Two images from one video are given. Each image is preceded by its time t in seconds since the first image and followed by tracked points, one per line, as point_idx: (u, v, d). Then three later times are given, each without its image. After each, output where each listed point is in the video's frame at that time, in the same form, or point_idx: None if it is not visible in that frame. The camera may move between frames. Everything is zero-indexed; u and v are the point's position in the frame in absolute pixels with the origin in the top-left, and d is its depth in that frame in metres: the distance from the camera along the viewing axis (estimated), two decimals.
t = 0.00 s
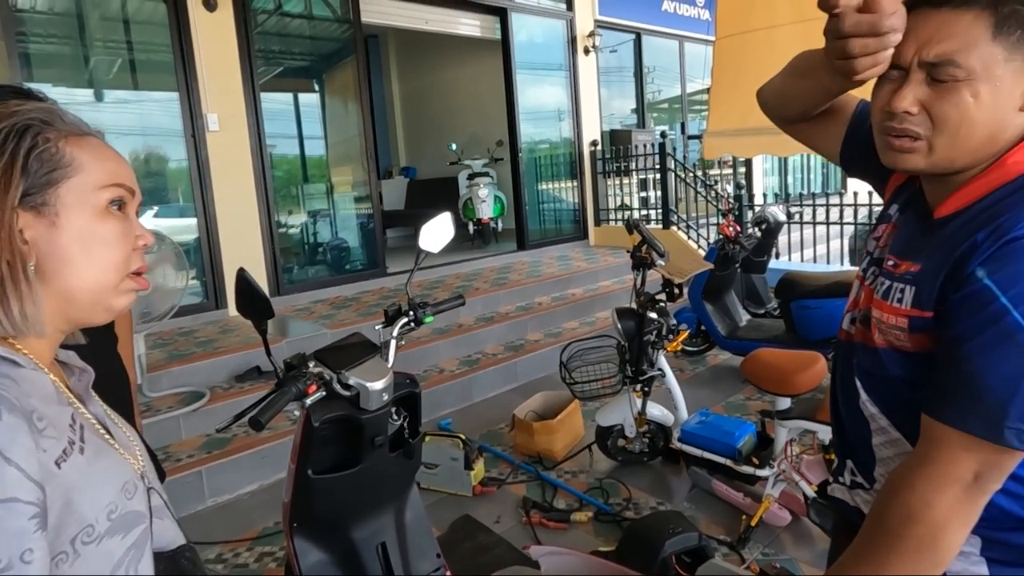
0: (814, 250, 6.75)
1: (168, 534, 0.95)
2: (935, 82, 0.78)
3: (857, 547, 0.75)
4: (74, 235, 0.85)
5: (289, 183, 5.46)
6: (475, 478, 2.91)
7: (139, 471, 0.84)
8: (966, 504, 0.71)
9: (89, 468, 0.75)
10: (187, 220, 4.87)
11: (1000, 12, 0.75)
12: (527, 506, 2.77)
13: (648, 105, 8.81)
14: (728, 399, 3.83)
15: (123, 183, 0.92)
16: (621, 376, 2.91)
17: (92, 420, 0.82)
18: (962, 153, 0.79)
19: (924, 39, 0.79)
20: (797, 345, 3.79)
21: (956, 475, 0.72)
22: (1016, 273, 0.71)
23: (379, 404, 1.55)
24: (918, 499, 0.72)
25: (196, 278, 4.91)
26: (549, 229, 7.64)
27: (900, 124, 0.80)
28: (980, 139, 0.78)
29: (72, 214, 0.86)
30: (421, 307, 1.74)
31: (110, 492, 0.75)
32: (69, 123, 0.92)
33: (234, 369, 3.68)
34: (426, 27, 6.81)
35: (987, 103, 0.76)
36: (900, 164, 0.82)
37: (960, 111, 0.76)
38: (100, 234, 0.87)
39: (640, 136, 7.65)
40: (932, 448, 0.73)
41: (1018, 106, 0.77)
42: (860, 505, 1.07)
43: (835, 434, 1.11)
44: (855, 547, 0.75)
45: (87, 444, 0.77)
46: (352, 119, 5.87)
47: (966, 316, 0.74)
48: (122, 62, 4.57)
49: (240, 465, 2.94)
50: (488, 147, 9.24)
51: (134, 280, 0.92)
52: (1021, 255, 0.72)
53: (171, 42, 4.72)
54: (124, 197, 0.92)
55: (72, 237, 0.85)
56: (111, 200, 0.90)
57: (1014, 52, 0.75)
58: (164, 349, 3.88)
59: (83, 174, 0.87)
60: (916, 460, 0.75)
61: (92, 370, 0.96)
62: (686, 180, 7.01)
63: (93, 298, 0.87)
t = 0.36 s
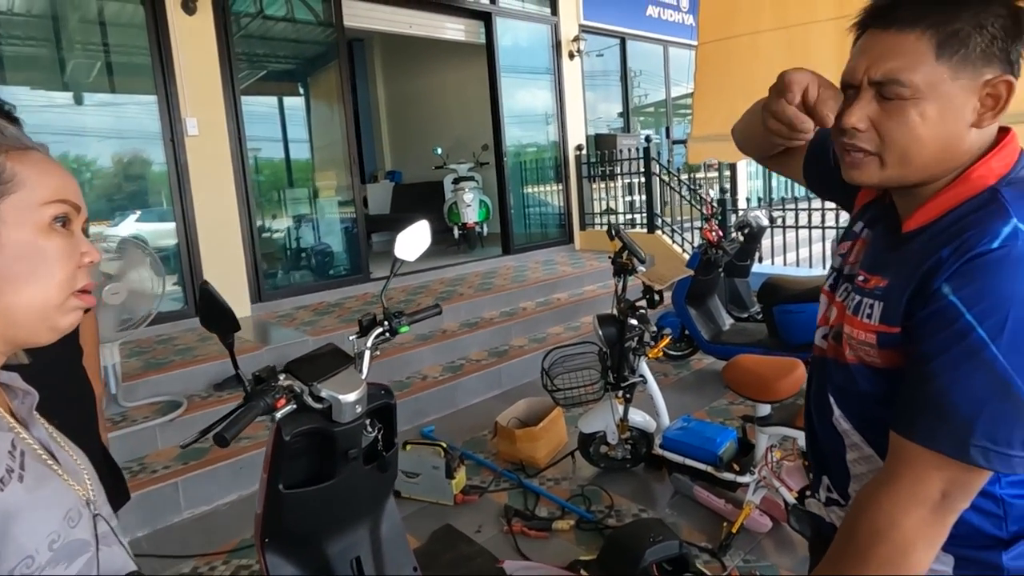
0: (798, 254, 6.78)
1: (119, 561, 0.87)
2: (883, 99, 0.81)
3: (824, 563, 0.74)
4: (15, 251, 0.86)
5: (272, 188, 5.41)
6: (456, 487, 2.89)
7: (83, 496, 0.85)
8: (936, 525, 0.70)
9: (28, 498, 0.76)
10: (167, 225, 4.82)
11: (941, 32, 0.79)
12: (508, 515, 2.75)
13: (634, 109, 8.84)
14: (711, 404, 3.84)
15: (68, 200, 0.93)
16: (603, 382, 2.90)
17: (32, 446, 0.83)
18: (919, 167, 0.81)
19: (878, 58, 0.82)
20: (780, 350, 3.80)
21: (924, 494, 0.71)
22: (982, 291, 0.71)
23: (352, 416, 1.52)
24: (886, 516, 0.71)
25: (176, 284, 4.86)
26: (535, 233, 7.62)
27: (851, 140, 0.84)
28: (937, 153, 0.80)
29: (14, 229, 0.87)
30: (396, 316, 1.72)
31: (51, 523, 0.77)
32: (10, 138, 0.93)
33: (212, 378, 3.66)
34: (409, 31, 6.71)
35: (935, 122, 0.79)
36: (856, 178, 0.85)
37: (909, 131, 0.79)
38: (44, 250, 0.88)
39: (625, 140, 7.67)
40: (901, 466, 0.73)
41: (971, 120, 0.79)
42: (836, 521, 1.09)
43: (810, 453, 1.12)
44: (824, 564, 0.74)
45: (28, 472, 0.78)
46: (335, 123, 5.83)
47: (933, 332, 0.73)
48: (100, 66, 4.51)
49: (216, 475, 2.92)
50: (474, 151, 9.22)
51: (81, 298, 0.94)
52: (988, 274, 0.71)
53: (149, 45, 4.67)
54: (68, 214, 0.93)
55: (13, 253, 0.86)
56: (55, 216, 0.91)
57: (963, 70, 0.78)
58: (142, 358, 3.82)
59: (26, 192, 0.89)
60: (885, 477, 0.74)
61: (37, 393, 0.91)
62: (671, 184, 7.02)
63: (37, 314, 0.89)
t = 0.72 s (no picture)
0: (786, 256, 6.80)
1: None
2: (860, 119, 0.80)
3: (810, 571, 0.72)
4: None
5: (259, 191, 5.37)
6: (444, 492, 2.87)
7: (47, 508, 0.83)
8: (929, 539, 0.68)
9: None
10: (152, 228, 4.76)
11: (913, 48, 0.77)
12: (496, 520, 2.73)
13: (623, 112, 8.86)
14: (701, 407, 3.83)
15: (28, 202, 0.94)
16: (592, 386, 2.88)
17: None
18: (902, 183, 0.81)
19: (850, 76, 0.81)
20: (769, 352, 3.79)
21: (915, 507, 0.69)
22: (988, 305, 0.68)
23: (335, 423, 1.50)
24: (879, 528, 0.68)
25: (161, 288, 4.81)
26: (525, 236, 7.61)
27: (835, 162, 0.84)
28: (920, 167, 0.79)
29: None
30: (380, 321, 1.69)
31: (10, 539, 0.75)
32: None
33: (197, 384, 3.62)
34: (397, 34, 6.60)
35: (916, 134, 0.78)
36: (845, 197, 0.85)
37: (887, 148, 0.79)
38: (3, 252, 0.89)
39: (614, 143, 7.68)
40: (894, 477, 0.70)
41: (954, 129, 0.78)
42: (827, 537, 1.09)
43: (799, 466, 1.11)
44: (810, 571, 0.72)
45: None
46: (324, 126, 5.79)
47: (933, 345, 0.71)
48: (84, 67, 4.46)
49: (199, 483, 2.90)
50: (464, 154, 9.20)
51: (45, 301, 0.95)
52: (992, 286, 0.68)
53: (134, 47, 4.62)
54: (26, 215, 0.93)
55: None
56: (15, 219, 0.92)
57: (938, 82, 0.76)
58: (125, 363, 3.78)
59: None
60: (878, 488, 0.72)
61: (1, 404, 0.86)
62: (660, 187, 7.04)
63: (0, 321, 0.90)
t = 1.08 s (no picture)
0: (778, 257, 6.83)
1: None
2: (769, 157, 1.01)
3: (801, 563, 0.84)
4: None
5: (250, 193, 5.34)
6: (437, 494, 2.86)
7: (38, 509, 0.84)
8: (898, 526, 0.78)
9: None
10: (141, 230, 4.72)
11: (774, 91, 0.97)
12: (489, 522, 2.72)
13: (615, 114, 8.87)
14: (693, 407, 3.84)
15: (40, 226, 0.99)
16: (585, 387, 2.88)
17: None
18: (823, 190, 0.98)
19: (747, 126, 1.03)
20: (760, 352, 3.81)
21: (886, 498, 0.79)
22: (908, 281, 0.79)
23: (326, 425, 1.49)
24: (849, 522, 0.80)
25: (150, 290, 4.77)
26: (517, 238, 7.61)
27: (775, 194, 1.05)
28: (827, 176, 0.96)
29: None
30: (371, 322, 1.68)
31: None
32: None
33: (187, 387, 3.60)
34: (389, 35, 6.58)
35: (812, 154, 0.96)
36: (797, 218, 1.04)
37: (795, 172, 0.98)
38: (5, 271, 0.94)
39: (606, 144, 7.69)
40: (866, 471, 0.80)
41: (840, 138, 0.95)
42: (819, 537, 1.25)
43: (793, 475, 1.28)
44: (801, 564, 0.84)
45: None
46: (315, 127, 5.76)
47: (866, 323, 0.83)
48: (72, 67, 4.42)
49: (189, 486, 2.87)
50: (455, 155, 9.18)
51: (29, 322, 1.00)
52: (909, 265, 0.80)
53: (123, 48, 4.58)
54: (38, 238, 0.98)
55: None
56: (27, 240, 0.97)
57: (804, 109, 0.95)
58: (113, 366, 3.74)
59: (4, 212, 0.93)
60: (850, 481, 0.82)
61: None
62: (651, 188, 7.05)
63: None
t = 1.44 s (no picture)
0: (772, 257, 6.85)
1: None
2: (741, 179, 1.11)
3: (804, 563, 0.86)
4: (19, 280, 0.92)
5: (245, 193, 5.33)
6: (434, 494, 2.86)
7: (50, 513, 0.83)
8: (897, 525, 0.80)
9: None
10: (136, 231, 4.71)
11: (731, 118, 1.08)
12: (487, 522, 2.73)
13: (610, 115, 8.88)
14: (688, 407, 3.86)
15: (76, 239, 1.00)
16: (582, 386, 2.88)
17: None
18: (791, 203, 1.07)
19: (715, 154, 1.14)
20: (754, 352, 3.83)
21: (878, 496, 0.81)
22: (862, 277, 0.83)
23: (326, 424, 1.49)
24: (845, 523, 0.82)
25: (144, 290, 4.75)
26: (512, 238, 7.62)
27: (756, 210, 1.14)
28: (791, 189, 1.05)
29: (27, 261, 0.92)
30: (371, 321, 1.68)
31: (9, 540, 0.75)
32: (46, 162, 0.98)
33: (182, 387, 3.59)
34: (385, 36, 6.59)
35: (775, 173, 1.06)
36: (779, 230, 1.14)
37: (764, 189, 1.08)
38: (44, 284, 0.95)
39: (601, 145, 7.72)
40: (860, 469, 0.82)
41: (797, 153, 1.04)
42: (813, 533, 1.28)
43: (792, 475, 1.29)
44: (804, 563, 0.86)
45: None
46: (311, 128, 5.75)
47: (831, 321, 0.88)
48: (66, 67, 4.40)
49: (185, 487, 2.87)
50: (451, 156, 9.19)
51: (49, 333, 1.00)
52: (861, 262, 0.84)
53: (118, 48, 4.57)
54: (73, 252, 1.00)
55: (18, 283, 0.92)
56: (63, 253, 0.98)
57: (760, 131, 1.05)
58: (108, 367, 3.73)
59: (50, 224, 0.94)
60: (843, 480, 0.84)
61: None
62: (646, 188, 7.07)
63: (9, 347, 0.94)
